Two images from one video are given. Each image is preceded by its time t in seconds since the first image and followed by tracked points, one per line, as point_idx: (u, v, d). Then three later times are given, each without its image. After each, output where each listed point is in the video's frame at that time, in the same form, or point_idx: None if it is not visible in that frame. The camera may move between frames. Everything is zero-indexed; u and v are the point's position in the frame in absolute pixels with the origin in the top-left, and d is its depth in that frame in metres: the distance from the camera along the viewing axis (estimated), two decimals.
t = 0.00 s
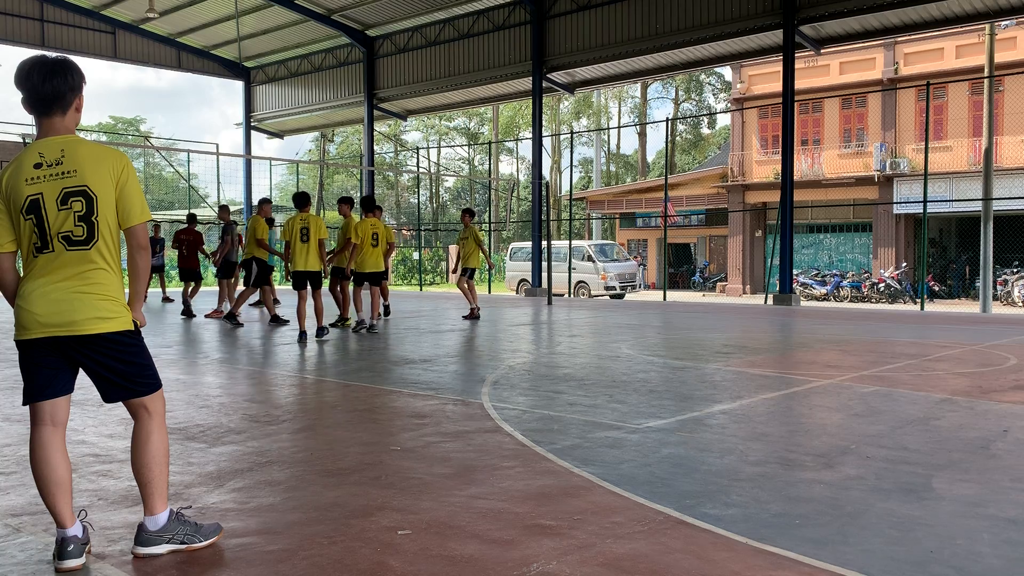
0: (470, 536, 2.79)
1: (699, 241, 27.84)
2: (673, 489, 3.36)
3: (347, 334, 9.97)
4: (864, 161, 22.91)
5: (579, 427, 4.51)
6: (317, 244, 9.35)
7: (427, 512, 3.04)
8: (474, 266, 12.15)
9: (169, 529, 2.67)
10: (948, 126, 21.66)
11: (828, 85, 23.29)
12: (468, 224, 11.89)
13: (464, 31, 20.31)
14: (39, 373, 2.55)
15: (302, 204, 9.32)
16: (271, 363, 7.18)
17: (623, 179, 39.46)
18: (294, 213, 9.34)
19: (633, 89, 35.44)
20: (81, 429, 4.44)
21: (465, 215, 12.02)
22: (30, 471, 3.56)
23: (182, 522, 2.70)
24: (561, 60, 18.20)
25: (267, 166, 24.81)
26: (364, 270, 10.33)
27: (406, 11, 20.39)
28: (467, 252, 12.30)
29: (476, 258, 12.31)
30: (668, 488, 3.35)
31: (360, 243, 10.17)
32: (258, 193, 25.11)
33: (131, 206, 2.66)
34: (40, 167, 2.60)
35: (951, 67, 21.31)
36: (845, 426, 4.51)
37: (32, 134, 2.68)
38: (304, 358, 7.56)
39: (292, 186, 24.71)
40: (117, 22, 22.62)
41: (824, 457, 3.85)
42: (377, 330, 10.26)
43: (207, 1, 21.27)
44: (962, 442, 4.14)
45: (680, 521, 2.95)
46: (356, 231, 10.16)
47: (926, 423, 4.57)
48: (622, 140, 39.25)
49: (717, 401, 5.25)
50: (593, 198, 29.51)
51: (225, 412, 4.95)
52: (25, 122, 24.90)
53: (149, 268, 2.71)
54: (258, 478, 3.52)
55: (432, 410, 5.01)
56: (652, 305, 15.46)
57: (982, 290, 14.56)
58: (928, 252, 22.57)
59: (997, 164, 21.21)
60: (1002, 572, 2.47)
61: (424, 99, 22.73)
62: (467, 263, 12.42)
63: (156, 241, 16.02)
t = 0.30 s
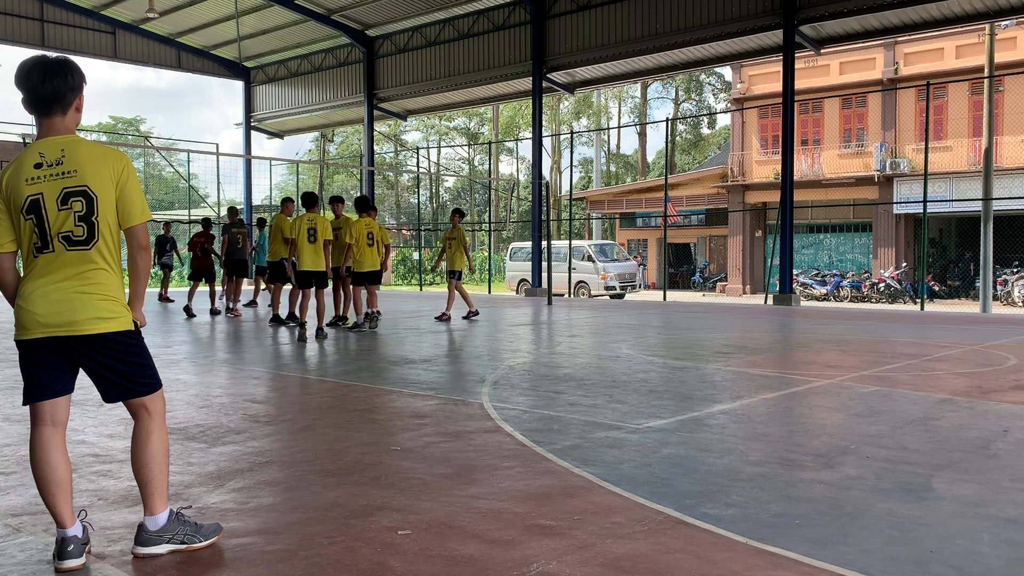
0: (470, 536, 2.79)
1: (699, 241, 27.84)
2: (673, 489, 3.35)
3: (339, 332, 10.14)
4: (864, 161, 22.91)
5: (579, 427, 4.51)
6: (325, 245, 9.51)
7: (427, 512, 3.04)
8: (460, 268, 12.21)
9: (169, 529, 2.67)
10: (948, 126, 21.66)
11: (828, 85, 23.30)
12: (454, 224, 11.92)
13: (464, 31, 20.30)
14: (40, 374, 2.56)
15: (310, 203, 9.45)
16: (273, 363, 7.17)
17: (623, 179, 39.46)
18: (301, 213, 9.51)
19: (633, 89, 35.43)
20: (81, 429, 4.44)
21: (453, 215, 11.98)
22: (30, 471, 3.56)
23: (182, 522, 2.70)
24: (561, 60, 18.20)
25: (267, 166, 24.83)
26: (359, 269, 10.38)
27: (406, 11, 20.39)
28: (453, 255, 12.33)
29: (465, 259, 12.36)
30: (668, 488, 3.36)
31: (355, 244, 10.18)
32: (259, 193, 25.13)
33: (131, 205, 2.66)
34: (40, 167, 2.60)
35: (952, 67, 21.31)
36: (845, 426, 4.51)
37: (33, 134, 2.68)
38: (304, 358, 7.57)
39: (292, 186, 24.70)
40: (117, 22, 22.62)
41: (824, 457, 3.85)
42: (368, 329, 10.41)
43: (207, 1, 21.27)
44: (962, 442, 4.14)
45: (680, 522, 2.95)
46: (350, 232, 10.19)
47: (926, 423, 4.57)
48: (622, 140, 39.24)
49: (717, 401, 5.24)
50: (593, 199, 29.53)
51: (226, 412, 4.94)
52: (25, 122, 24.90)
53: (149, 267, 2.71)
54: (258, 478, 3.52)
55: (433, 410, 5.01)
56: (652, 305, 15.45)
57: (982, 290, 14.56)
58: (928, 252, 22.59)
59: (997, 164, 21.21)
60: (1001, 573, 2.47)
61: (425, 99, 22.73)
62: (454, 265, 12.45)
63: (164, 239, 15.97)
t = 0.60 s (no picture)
0: (470, 536, 2.79)
1: (699, 241, 27.85)
2: (673, 489, 3.35)
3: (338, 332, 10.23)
4: (864, 161, 22.90)
5: (579, 427, 4.51)
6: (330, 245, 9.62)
7: (427, 513, 3.04)
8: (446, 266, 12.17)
9: (169, 529, 2.67)
10: (948, 126, 21.67)
11: (828, 85, 23.30)
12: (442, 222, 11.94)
13: (464, 31, 20.31)
14: (41, 374, 2.56)
15: (314, 205, 9.55)
16: (272, 363, 7.17)
17: (623, 179, 39.47)
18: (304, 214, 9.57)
19: (633, 89, 35.40)
20: (81, 429, 4.45)
21: (440, 213, 12.03)
22: (30, 471, 3.56)
23: (182, 522, 2.70)
24: (561, 60, 18.20)
25: (267, 166, 24.83)
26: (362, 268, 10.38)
27: (406, 11, 20.39)
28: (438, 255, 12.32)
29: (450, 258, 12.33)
30: (668, 488, 3.36)
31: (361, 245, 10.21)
32: (259, 193, 25.13)
33: (131, 206, 2.66)
34: (40, 167, 2.60)
35: (952, 67, 21.31)
36: (845, 426, 4.52)
37: (33, 134, 2.68)
38: (304, 358, 7.58)
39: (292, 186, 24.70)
40: (117, 22, 22.62)
41: (824, 457, 3.85)
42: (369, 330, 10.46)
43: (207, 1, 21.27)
44: (963, 442, 4.14)
45: (680, 521, 2.95)
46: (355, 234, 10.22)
47: (926, 423, 4.57)
48: (622, 140, 39.25)
49: (717, 401, 5.25)
50: (593, 199, 29.53)
51: (226, 412, 4.95)
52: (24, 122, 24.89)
53: (149, 268, 2.70)
54: (258, 478, 3.52)
55: (433, 410, 5.01)
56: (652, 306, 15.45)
57: (982, 290, 14.56)
58: (928, 252, 22.59)
59: (997, 164, 21.21)
60: (1001, 573, 2.48)
61: (425, 99, 22.73)
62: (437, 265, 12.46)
63: (174, 241, 16.03)
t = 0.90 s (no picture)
0: (470, 536, 2.79)
1: (699, 241, 27.86)
2: (673, 489, 3.36)
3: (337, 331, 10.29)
4: (864, 161, 22.90)
5: (579, 427, 4.51)
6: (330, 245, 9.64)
7: (427, 513, 3.04)
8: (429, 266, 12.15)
9: (169, 529, 2.67)
10: (948, 126, 21.66)
11: (827, 85, 23.31)
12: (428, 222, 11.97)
13: (464, 31, 20.31)
14: (41, 374, 2.56)
15: (314, 205, 9.56)
16: (273, 363, 7.17)
17: (623, 179, 39.47)
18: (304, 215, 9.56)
19: (633, 89, 35.39)
20: (81, 429, 4.44)
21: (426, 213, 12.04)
22: (30, 471, 3.56)
23: (182, 522, 2.70)
24: (561, 60, 18.20)
25: (267, 166, 24.83)
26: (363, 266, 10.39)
27: (406, 11, 20.39)
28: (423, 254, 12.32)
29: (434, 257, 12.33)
30: (667, 488, 3.36)
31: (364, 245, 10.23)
32: (259, 193, 25.14)
33: (131, 206, 2.66)
34: (39, 167, 2.60)
35: (952, 67, 21.31)
36: (845, 426, 4.51)
37: (33, 134, 2.68)
38: (304, 358, 7.58)
39: (292, 186, 24.71)
40: (117, 22, 22.62)
41: (824, 457, 3.85)
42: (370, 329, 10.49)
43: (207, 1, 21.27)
44: (962, 442, 4.14)
45: (680, 521, 2.95)
46: (358, 233, 10.29)
47: (926, 423, 4.57)
48: (622, 140, 39.25)
49: (717, 401, 5.25)
50: (593, 199, 29.54)
51: (225, 412, 4.95)
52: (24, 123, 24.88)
53: (149, 268, 2.70)
54: (258, 478, 3.52)
55: (432, 410, 5.02)
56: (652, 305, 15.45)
57: (982, 290, 14.56)
58: (928, 252, 22.59)
59: (997, 164, 21.21)
60: (1002, 572, 2.47)
61: (425, 99, 22.72)
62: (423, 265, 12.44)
63: (181, 238, 16.07)
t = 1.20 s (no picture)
0: (470, 536, 2.79)
1: (699, 241, 27.86)
2: (673, 489, 3.35)
3: (338, 332, 10.28)
4: (864, 161, 22.89)
5: (579, 427, 4.51)
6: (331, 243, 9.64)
7: (427, 513, 3.04)
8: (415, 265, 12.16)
9: (169, 529, 2.67)
10: (948, 126, 21.66)
11: (827, 85, 23.31)
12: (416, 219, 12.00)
13: (464, 31, 20.30)
14: (43, 375, 2.56)
15: (313, 205, 9.59)
16: (274, 363, 7.18)
17: (623, 179, 39.46)
18: (304, 214, 9.60)
19: (633, 89, 35.39)
20: (81, 429, 4.45)
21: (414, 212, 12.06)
22: (30, 471, 3.56)
23: (182, 522, 2.70)
24: (561, 60, 18.21)
25: (267, 166, 24.85)
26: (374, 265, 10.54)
27: (406, 11, 20.39)
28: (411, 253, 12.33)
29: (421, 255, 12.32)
30: (667, 488, 3.36)
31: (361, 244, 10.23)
32: (259, 193, 25.14)
33: (131, 206, 2.66)
34: (40, 167, 2.60)
35: (952, 67, 21.30)
36: (845, 426, 4.51)
37: (33, 134, 2.68)
38: (304, 358, 7.58)
39: (292, 186, 24.71)
40: (117, 22, 22.62)
41: (824, 457, 3.85)
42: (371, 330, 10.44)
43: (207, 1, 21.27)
44: (963, 442, 4.14)
45: (680, 522, 2.95)
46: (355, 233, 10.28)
47: (926, 423, 4.57)
48: (622, 140, 39.26)
49: (717, 401, 5.25)
50: (593, 199, 29.54)
51: (225, 412, 4.94)
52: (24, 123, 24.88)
53: (149, 268, 2.69)
54: (258, 478, 3.52)
55: (432, 410, 5.02)
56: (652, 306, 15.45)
57: (982, 290, 14.56)
58: (928, 252, 22.58)
59: (997, 165, 21.22)
60: (1002, 573, 2.47)
61: (425, 99, 22.72)
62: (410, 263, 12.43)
63: (190, 239, 16.09)
